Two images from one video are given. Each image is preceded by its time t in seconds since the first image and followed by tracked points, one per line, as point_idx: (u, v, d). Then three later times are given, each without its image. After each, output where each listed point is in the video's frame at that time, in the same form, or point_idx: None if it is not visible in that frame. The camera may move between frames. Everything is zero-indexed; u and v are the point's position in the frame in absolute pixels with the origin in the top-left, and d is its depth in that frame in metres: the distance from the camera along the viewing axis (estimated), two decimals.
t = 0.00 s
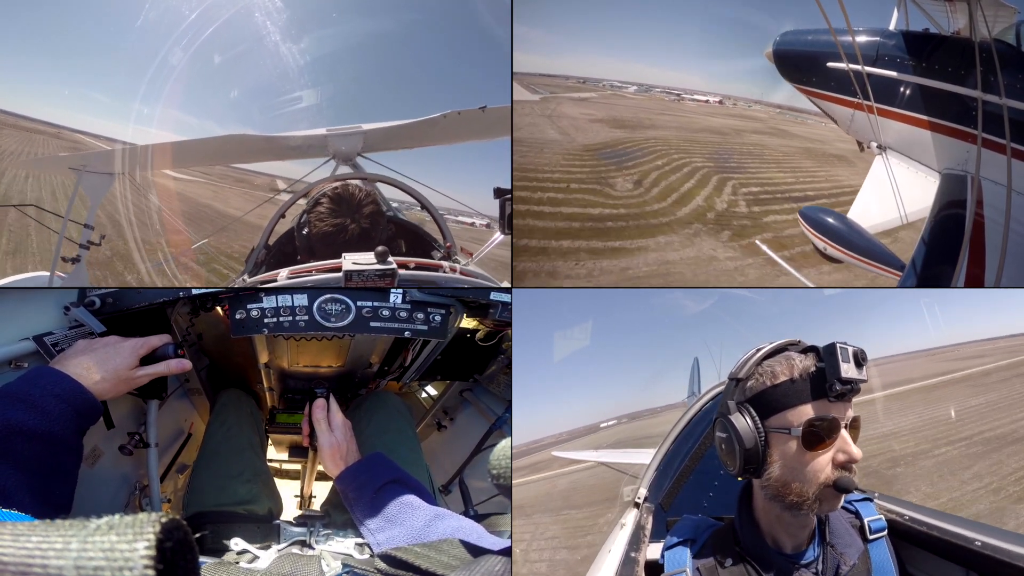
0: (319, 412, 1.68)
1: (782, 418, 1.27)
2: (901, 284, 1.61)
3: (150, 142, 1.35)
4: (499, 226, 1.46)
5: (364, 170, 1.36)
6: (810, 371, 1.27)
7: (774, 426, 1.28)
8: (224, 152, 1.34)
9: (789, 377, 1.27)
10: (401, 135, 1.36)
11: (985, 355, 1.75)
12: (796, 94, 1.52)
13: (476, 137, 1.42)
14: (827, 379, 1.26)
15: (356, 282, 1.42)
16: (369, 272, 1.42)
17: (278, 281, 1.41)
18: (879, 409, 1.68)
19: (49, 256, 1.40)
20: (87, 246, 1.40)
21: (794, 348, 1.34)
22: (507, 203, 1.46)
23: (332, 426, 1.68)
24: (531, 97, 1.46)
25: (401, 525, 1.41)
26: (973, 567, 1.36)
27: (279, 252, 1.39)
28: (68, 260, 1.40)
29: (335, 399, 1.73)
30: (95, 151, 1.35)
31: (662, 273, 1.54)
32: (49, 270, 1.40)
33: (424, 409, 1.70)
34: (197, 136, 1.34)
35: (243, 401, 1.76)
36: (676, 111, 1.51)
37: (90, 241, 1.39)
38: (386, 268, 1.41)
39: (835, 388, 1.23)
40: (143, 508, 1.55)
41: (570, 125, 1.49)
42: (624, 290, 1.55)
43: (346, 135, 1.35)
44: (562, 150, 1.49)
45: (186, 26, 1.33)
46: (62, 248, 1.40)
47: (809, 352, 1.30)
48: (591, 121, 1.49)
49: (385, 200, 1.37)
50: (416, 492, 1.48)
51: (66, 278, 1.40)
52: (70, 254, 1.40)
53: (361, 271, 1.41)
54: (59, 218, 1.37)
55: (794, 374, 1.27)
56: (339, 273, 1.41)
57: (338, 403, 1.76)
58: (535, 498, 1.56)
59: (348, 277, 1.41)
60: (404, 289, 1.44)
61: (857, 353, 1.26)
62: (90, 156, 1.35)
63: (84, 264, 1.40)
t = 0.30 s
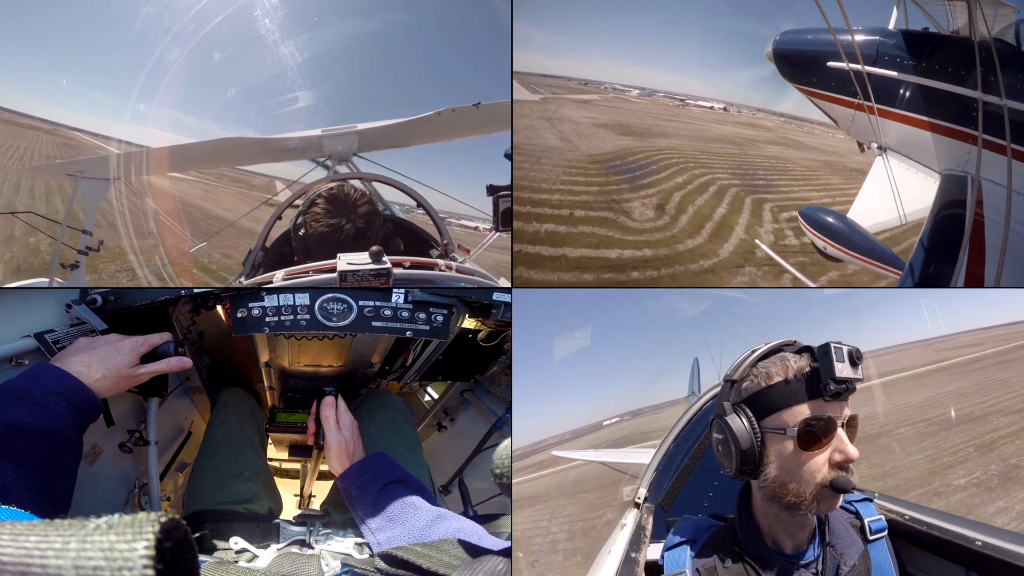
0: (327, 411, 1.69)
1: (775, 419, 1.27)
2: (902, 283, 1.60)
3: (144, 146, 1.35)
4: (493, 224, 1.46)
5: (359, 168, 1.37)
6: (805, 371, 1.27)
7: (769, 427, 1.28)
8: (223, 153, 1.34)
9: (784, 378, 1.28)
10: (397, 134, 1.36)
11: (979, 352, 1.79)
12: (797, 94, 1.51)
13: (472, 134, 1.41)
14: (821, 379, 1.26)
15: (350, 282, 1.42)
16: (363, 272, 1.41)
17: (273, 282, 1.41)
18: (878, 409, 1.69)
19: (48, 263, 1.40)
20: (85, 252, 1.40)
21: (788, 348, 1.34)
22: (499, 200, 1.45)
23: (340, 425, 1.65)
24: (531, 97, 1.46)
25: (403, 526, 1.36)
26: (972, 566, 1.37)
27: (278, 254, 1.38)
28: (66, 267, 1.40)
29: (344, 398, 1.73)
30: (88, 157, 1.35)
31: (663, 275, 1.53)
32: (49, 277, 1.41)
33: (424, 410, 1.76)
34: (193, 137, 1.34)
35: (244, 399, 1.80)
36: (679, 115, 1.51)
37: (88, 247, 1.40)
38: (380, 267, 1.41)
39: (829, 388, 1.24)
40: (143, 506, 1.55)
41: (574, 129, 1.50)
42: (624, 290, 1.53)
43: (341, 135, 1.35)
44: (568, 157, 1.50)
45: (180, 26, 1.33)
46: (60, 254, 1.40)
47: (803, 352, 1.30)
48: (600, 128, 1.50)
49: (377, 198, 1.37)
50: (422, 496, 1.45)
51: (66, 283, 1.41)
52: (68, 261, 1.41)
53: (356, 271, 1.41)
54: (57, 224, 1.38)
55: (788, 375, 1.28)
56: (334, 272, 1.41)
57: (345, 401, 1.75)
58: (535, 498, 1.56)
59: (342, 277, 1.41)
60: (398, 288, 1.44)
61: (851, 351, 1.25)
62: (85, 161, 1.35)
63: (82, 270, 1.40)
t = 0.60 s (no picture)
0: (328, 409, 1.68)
1: (773, 421, 1.27)
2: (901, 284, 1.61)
3: (140, 144, 1.34)
4: (491, 221, 1.45)
5: (356, 168, 1.36)
6: (802, 372, 1.27)
7: (766, 429, 1.28)
8: (222, 153, 1.34)
9: (781, 379, 1.27)
10: (392, 132, 1.35)
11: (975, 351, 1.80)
12: (797, 94, 1.51)
13: (469, 131, 1.40)
14: (819, 380, 1.26)
15: (347, 281, 1.43)
16: (360, 270, 1.41)
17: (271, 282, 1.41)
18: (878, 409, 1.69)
19: (48, 265, 1.39)
20: (85, 255, 1.39)
21: (786, 348, 1.35)
22: (496, 196, 1.44)
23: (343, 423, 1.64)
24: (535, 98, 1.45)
25: (405, 527, 1.35)
26: (972, 566, 1.36)
27: (276, 253, 1.38)
28: (66, 269, 1.39)
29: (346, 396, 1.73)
30: (87, 159, 1.35)
31: (662, 275, 1.54)
32: (49, 279, 1.39)
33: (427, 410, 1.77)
34: (191, 137, 1.34)
35: (246, 398, 1.81)
36: (692, 123, 1.51)
37: (88, 249, 1.39)
38: (377, 265, 1.41)
39: (826, 389, 1.24)
40: (143, 506, 1.55)
41: (577, 133, 1.49)
42: (624, 290, 1.54)
43: (337, 134, 1.35)
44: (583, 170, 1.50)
45: (179, 24, 1.33)
46: (60, 257, 1.39)
47: (800, 353, 1.31)
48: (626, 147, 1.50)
49: (382, 194, 1.37)
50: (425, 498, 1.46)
51: (66, 285, 1.40)
52: (68, 263, 1.39)
53: (352, 270, 1.41)
54: (55, 226, 1.36)
55: (785, 376, 1.27)
56: (331, 272, 1.41)
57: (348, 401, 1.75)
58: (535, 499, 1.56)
59: (340, 276, 1.42)
60: (396, 286, 1.44)
61: (849, 352, 1.25)
62: (81, 163, 1.35)
63: (82, 272, 1.39)
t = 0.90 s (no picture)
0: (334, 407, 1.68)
1: (775, 419, 1.27)
2: (902, 284, 1.61)
3: (144, 143, 1.35)
4: (493, 225, 1.45)
5: (361, 171, 1.37)
6: (804, 371, 1.27)
7: (768, 426, 1.28)
8: (225, 154, 1.35)
9: (783, 377, 1.27)
10: (398, 136, 1.36)
11: (976, 350, 1.79)
12: (797, 94, 1.51)
13: (474, 133, 1.41)
14: (820, 379, 1.26)
15: (351, 284, 1.43)
16: (364, 273, 1.42)
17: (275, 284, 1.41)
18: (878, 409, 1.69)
19: (50, 264, 1.40)
20: (87, 253, 1.40)
21: (787, 348, 1.35)
22: (500, 201, 1.45)
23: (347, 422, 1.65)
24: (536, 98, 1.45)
25: (405, 527, 1.35)
26: (972, 566, 1.36)
27: (279, 255, 1.39)
28: (69, 268, 1.40)
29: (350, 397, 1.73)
30: (93, 159, 1.36)
31: (662, 274, 1.54)
32: (51, 278, 1.40)
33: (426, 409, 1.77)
34: (195, 138, 1.34)
35: (246, 399, 1.80)
36: (701, 126, 1.51)
37: (90, 248, 1.40)
38: (381, 269, 1.42)
39: (828, 387, 1.24)
40: (143, 505, 1.55)
41: (582, 136, 1.49)
42: (625, 290, 1.54)
43: (342, 137, 1.35)
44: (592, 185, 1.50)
45: (183, 27, 1.33)
46: (63, 256, 1.40)
47: (802, 353, 1.31)
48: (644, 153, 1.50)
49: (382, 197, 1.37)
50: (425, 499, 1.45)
51: (68, 284, 1.41)
52: (71, 262, 1.40)
53: (357, 272, 1.41)
54: (58, 225, 1.38)
55: (788, 375, 1.28)
56: (335, 274, 1.41)
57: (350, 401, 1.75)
58: (535, 498, 1.56)
59: (344, 278, 1.42)
60: (399, 288, 1.45)
61: (850, 352, 1.26)
62: (87, 163, 1.36)
63: (84, 271, 1.40)
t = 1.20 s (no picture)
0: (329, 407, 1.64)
1: (777, 419, 1.27)
2: (902, 283, 1.61)
3: (148, 142, 1.35)
4: (495, 227, 1.46)
5: (363, 171, 1.37)
6: (807, 372, 1.27)
7: (770, 426, 1.28)
8: (227, 153, 1.34)
9: (786, 378, 1.27)
10: (403, 135, 1.36)
11: (976, 351, 1.79)
12: (796, 95, 1.51)
13: (476, 136, 1.41)
14: (823, 380, 1.26)
15: (355, 282, 1.42)
16: (368, 272, 1.42)
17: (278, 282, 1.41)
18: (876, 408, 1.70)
19: (51, 260, 1.40)
20: (88, 251, 1.40)
21: (790, 348, 1.35)
22: (503, 201, 1.45)
23: (343, 425, 1.60)
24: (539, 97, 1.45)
25: (404, 528, 1.34)
26: (972, 566, 1.36)
27: (281, 253, 1.38)
28: (70, 265, 1.40)
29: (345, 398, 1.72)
30: (94, 157, 1.36)
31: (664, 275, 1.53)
32: (51, 275, 1.41)
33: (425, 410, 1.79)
34: (198, 135, 1.34)
35: (244, 400, 1.80)
36: (712, 128, 1.51)
37: (91, 245, 1.40)
38: (384, 268, 1.41)
39: (831, 388, 1.24)
40: (142, 506, 1.55)
41: (585, 137, 1.49)
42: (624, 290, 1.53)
43: (345, 137, 1.35)
44: (608, 193, 1.50)
45: (186, 28, 1.33)
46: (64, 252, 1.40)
47: (805, 353, 1.31)
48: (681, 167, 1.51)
49: (385, 199, 1.38)
50: (424, 499, 1.45)
51: (69, 281, 1.41)
52: (72, 259, 1.40)
53: (361, 271, 1.41)
54: (61, 222, 1.38)
55: (791, 375, 1.28)
56: (338, 273, 1.41)
57: (347, 402, 1.74)
58: (535, 498, 1.56)
59: (347, 276, 1.41)
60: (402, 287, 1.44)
61: (853, 353, 1.25)
62: (88, 160, 1.36)
63: (85, 269, 1.40)
